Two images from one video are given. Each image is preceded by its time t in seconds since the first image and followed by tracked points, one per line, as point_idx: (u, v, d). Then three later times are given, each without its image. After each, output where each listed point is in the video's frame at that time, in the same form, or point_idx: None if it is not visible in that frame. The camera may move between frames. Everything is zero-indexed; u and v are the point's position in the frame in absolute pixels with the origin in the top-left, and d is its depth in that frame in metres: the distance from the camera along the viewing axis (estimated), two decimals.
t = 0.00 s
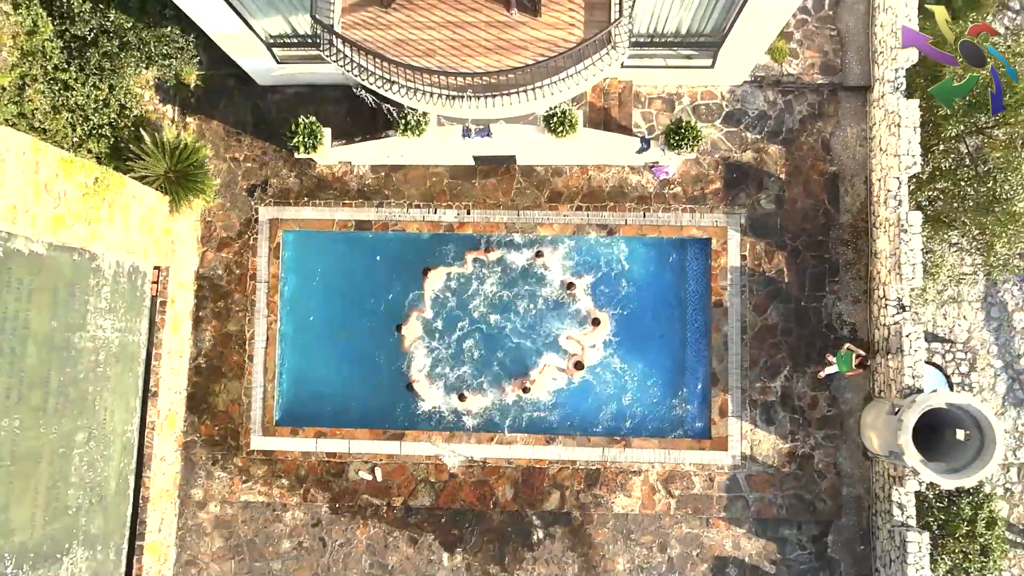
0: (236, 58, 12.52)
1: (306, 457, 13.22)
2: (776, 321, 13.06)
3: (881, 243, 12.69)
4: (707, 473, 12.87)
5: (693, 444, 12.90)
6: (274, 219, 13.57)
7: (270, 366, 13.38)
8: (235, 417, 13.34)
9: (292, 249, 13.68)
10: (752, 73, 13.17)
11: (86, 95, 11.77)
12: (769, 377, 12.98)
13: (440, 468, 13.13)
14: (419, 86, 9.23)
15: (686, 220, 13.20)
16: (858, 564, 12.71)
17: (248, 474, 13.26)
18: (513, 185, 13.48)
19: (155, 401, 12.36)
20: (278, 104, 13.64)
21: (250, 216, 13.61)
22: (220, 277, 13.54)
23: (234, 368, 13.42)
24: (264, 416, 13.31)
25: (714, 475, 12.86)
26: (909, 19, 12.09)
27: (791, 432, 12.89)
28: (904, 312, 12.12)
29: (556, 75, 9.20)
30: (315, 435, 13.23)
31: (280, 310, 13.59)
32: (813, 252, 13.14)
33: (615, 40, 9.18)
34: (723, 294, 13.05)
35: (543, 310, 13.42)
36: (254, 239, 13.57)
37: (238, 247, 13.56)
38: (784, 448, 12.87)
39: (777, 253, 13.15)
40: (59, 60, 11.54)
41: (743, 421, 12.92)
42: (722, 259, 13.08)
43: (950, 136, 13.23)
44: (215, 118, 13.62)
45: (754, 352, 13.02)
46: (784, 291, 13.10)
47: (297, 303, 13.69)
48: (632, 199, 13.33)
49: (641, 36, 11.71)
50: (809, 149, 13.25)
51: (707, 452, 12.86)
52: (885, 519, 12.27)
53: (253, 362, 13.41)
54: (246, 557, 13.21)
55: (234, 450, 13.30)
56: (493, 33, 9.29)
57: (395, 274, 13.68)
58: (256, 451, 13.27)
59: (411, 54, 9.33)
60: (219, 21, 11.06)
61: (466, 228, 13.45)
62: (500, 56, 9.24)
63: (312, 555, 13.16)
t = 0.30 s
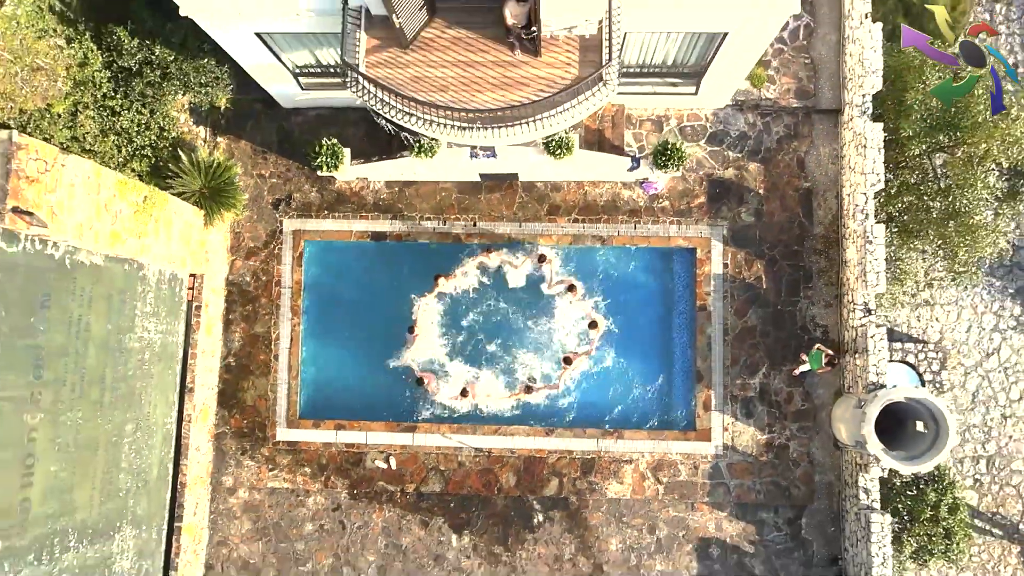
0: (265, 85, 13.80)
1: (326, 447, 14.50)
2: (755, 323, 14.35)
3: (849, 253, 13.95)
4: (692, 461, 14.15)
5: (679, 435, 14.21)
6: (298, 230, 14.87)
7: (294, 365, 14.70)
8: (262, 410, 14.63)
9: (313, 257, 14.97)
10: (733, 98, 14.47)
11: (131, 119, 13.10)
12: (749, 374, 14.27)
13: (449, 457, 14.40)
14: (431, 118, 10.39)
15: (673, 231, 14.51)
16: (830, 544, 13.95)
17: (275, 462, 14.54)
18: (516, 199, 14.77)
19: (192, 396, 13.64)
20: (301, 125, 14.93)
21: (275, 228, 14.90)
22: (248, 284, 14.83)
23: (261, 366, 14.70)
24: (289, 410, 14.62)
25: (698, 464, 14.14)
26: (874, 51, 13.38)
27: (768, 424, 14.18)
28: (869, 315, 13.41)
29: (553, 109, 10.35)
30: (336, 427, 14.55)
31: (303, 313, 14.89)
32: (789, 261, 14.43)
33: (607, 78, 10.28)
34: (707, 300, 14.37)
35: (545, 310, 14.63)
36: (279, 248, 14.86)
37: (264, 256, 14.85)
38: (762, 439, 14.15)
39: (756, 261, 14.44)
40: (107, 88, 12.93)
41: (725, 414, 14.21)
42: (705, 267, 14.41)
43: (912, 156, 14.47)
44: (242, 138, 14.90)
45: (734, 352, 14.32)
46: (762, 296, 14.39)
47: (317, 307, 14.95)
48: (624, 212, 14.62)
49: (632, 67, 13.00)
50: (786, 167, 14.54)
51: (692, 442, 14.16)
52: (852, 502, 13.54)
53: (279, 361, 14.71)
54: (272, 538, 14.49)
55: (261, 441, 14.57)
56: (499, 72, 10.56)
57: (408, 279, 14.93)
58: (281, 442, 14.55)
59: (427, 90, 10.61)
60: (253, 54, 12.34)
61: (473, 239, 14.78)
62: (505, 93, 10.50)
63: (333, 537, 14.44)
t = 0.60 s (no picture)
0: (290, 108, 15.06)
1: (344, 439, 15.79)
2: (738, 325, 15.63)
3: (824, 261, 15.20)
4: (679, 452, 15.43)
5: (668, 428, 15.49)
6: (317, 239, 16.15)
7: (314, 363, 15.99)
8: (285, 405, 15.91)
9: (331, 264, 16.25)
10: (718, 118, 15.75)
11: (166, 138, 13.90)
12: (732, 372, 15.54)
13: (457, 448, 15.68)
14: (441, 142, 11.53)
15: (663, 241, 15.80)
16: (806, 527, 15.22)
17: (296, 453, 15.83)
18: (518, 211, 16.06)
19: (221, 392, 14.93)
20: (320, 143, 16.20)
21: (296, 238, 16.17)
22: (272, 289, 16.10)
23: (284, 365, 15.98)
24: (309, 405, 15.91)
25: (685, 454, 15.43)
26: (844, 76, 14.71)
27: (750, 418, 15.45)
28: (842, 318, 14.64)
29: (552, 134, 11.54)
30: (353, 420, 15.85)
31: (322, 315, 16.18)
32: (769, 268, 15.71)
33: (600, 107, 11.48)
34: (693, 304, 15.66)
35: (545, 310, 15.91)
36: (301, 256, 16.15)
37: (286, 263, 16.14)
38: (744, 431, 15.43)
39: (739, 268, 15.72)
40: (143, 111, 13.85)
41: (710, 409, 15.49)
42: (692, 274, 15.71)
43: (881, 171, 15.80)
44: (266, 154, 16.16)
45: (719, 351, 15.60)
46: (744, 300, 15.66)
47: (335, 310, 16.25)
48: (618, 223, 15.90)
49: (624, 92, 14.31)
50: (767, 181, 15.82)
51: (680, 434, 15.45)
52: (826, 489, 14.80)
53: (300, 361, 16.00)
54: (294, 523, 15.77)
55: (284, 434, 15.85)
56: (502, 102, 11.84)
57: (418, 283, 16.20)
58: (302, 435, 15.84)
59: (438, 118, 11.88)
60: (281, 82, 13.60)
61: (479, 248, 16.06)
62: (508, 121, 11.79)
63: (350, 521, 15.72)
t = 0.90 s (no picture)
0: (309, 127, 16.31)
1: (359, 433, 17.04)
2: (724, 327, 16.87)
3: (803, 268, 16.40)
4: (670, 444, 16.67)
5: (659, 422, 16.73)
6: (334, 247, 17.40)
7: (331, 362, 17.24)
8: (304, 401, 17.16)
9: (347, 270, 17.50)
10: (706, 135, 17.00)
11: (198, 154, 15.08)
12: (718, 371, 16.79)
13: (463, 441, 16.92)
14: (451, 162, 12.69)
15: (655, 248, 17.04)
16: (786, 514, 16.45)
17: (315, 446, 17.07)
18: (520, 221, 17.30)
19: (247, 389, 16.18)
20: (336, 158, 17.44)
21: (314, 245, 17.42)
22: (292, 293, 17.36)
23: (303, 364, 17.23)
24: (326, 401, 17.17)
25: (675, 446, 16.67)
26: (821, 97, 15.95)
27: (734, 413, 16.69)
28: (819, 321, 15.84)
29: (551, 155, 12.75)
30: (367, 415, 17.10)
31: (338, 318, 17.43)
32: (753, 274, 16.95)
33: (594, 130, 12.69)
34: (682, 307, 16.91)
35: (547, 315, 17.15)
36: (318, 263, 17.40)
37: (305, 270, 17.39)
38: (729, 425, 16.67)
39: (725, 274, 16.96)
40: (177, 131, 15.04)
41: (698, 405, 16.73)
42: (681, 280, 16.95)
43: (856, 184, 17.08)
44: (286, 168, 17.39)
45: (706, 351, 16.84)
46: (730, 303, 16.90)
47: (350, 313, 17.50)
48: (613, 232, 17.14)
49: (618, 112, 15.54)
50: (751, 194, 17.07)
51: (670, 428, 16.69)
52: (805, 478, 16.03)
53: (318, 360, 17.24)
54: (313, 510, 17.02)
55: (303, 428, 17.10)
56: (506, 126, 13.05)
57: (429, 290, 17.43)
58: (320, 428, 17.08)
59: (447, 140, 13.07)
60: (302, 104, 14.84)
61: (484, 255, 17.29)
62: (511, 143, 13.03)
63: (365, 508, 16.96)
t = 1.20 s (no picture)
0: (326, 142, 17.52)
1: (373, 427, 18.31)
2: (711, 329, 18.15)
3: (785, 274, 17.64)
4: (661, 438, 17.94)
5: (651, 418, 18.00)
6: (348, 254, 18.68)
7: (346, 362, 18.53)
8: (321, 398, 18.44)
9: (360, 276, 18.78)
10: (695, 150, 18.27)
11: (224, 170, 16.07)
12: (706, 370, 18.06)
13: (469, 435, 18.20)
14: (460, 179, 13.91)
15: (648, 256, 18.32)
16: (769, 502, 17.72)
17: (331, 440, 18.34)
18: (522, 231, 18.57)
19: (269, 387, 17.44)
20: (350, 172, 18.71)
21: (330, 253, 18.70)
22: (310, 298, 18.65)
23: (320, 363, 18.51)
24: (342, 398, 18.45)
25: (666, 440, 17.94)
26: (801, 117, 17.24)
27: (721, 409, 17.97)
28: (799, 323, 17.11)
29: (551, 173, 14.02)
30: (379, 411, 18.37)
31: (352, 321, 18.71)
32: (739, 279, 18.22)
33: (590, 151, 14.00)
34: (673, 311, 18.19)
35: (548, 319, 18.43)
36: (334, 269, 18.69)
37: (322, 276, 18.69)
38: (716, 421, 17.94)
39: (713, 280, 18.23)
40: (205, 148, 16.05)
41: (687, 401, 18.02)
42: (672, 285, 18.25)
43: (834, 196, 18.37)
44: (304, 181, 18.66)
45: (695, 352, 18.12)
46: (717, 307, 18.18)
47: (363, 316, 18.78)
48: (609, 240, 18.42)
49: (613, 130, 16.81)
50: (737, 205, 18.36)
51: (662, 423, 17.96)
52: (786, 469, 17.28)
53: (333, 360, 18.52)
54: (330, 499, 18.28)
55: (321, 423, 18.37)
56: (510, 147, 14.29)
57: (438, 295, 18.70)
58: (336, 424, 18.35)
59: (456, 159, 14.28)
60: (321, 123, 16.10)
61: (489, 262, 18.56)
62: (515, 162, 14.27)
63: (378, 498, 18.23)
